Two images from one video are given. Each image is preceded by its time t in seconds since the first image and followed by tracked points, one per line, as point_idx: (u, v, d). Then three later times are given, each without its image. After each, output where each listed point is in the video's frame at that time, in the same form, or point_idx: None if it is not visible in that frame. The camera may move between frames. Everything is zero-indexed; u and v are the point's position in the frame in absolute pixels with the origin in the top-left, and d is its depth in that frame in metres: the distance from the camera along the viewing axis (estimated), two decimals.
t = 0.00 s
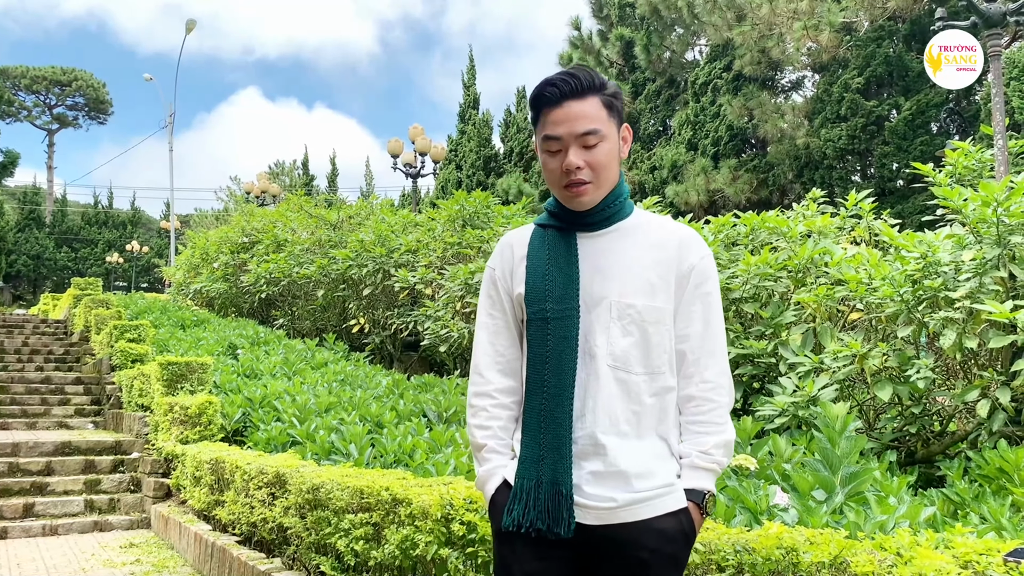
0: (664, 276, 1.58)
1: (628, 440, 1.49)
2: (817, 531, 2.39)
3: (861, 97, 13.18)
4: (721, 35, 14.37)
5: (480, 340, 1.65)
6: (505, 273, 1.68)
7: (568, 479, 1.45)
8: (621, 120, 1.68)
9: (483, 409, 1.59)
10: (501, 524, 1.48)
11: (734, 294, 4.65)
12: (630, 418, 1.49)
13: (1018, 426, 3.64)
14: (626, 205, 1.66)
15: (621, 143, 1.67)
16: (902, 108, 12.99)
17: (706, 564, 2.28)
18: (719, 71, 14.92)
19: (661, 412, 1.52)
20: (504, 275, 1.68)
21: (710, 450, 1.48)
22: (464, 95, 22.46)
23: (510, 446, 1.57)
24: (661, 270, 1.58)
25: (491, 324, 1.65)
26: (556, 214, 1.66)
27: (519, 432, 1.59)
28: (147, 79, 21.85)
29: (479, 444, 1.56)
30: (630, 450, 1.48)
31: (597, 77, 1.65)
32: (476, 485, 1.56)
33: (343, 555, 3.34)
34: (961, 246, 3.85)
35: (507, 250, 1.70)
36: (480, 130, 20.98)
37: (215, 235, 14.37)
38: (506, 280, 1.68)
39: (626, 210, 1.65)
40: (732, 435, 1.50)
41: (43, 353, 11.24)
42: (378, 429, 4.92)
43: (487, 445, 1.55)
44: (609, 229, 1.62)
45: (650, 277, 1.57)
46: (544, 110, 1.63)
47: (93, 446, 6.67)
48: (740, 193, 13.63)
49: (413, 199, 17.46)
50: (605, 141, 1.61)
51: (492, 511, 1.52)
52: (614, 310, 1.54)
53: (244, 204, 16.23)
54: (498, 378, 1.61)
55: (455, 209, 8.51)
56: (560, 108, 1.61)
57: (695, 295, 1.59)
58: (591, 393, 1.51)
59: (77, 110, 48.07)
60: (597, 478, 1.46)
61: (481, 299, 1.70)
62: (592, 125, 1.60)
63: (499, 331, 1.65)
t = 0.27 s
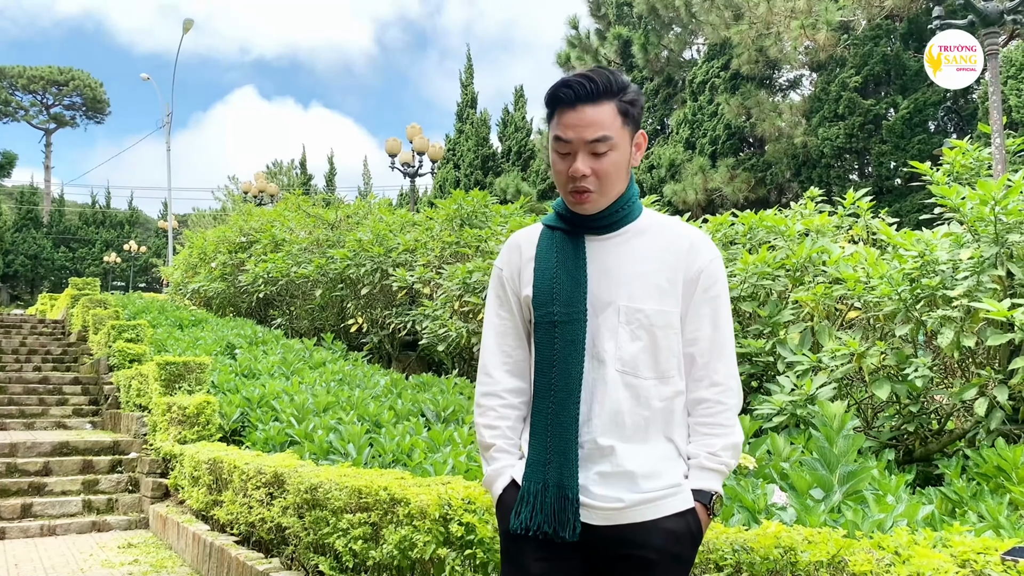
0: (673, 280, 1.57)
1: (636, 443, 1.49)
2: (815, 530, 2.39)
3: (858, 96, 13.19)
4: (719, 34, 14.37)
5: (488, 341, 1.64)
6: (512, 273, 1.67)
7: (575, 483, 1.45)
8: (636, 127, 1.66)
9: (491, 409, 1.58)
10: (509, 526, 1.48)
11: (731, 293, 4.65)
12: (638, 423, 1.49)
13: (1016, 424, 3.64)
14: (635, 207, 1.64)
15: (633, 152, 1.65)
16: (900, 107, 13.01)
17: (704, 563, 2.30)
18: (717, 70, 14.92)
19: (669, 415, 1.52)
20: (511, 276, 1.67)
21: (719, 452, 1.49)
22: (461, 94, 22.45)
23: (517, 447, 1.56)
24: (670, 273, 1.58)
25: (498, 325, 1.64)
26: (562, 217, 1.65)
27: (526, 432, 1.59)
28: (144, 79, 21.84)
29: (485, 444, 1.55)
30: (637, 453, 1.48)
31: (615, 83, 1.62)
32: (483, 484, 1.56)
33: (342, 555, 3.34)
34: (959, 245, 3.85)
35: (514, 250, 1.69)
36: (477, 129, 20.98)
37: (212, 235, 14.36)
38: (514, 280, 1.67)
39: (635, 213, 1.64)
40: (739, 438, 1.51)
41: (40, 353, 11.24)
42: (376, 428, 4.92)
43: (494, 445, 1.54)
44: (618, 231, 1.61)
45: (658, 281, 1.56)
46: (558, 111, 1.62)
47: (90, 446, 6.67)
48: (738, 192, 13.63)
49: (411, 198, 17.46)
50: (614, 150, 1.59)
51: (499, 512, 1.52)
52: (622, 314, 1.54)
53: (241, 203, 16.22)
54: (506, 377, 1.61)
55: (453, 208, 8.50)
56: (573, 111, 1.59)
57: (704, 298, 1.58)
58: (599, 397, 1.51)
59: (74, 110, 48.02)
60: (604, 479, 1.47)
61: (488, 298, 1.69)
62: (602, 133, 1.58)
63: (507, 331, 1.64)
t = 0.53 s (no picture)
0: (678, 283, 1.59)
1: (640, 444, 1.49)
2: (813, 529, 2.40)
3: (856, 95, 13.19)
4: (716, 33, 14.37)
5: (490, 340, 1.63)
6: (515, 274, 1.66)
7: (578, 484, 1.45)
8: (649, 135, 1.65)
9: (494, 408, 1.58)
10: (512, 527, 1.47)
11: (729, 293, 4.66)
12: (644, 425, 1.50)
13: (1014, 423, 3.65)
14: (641, 210, 1.64)
15: (644, 160, 1.64)
16: (897, 106, 13.02)
17: (702, 563, 2.30)
18: (714, 69, 14.93)
19: (673, 417, 1.53)
20: (514, 276, 1.66)
21: (723, 453, 1.50)
22: (459, 94, 22.44)
23: (519, 447, 1.56)
24: (674, 276, 1.59)
25: (501, 325, 1.64)
26: (569, 218, 1.65)
27: (529, 432, 1.59)
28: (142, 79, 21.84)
29: (487, 443, 1.55)
30: (641, 454, 1.48)
31: (633, 90, 1.60)
32: (484, 484, 1.55)
33: (340, 555, 3.34)
34: (956, 244, 3.85)
35: (517, 250, 1.68)
36: (475, 128, 20.98)
37: (210, 235, 14.35)
38: (516, 281, 1.66)
39: (640, 216, 1.64)
40: (742, 439, 1.53)
41: (38, 354, 11.23)
42: (375, 428, 4.92)
43: (496, 444, 1.54)
44: (624, 234, 1.62)
45: (663, 284, 1.58)
46: (573, 114, 1.60)
47: (88, 447, 6.66)
48: (735, 191, 13.63)
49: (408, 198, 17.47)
50: (627, 157, 1.58)
51: (501, 512, 1.52)
52: (627, 316, 1.55)
53: (238, 203, 16.21)
54: (508, 377, 1.60)
55: (451, 208, 8.50)
56: (588, 116, 1.58)
57: (708, 301, 1.60)
58: (603, 398, 1.52)
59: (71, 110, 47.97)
60: (608, 479, 1.47)
61: (491, 298, 1.68)
62: (616, 140, 1.56)
63: (509, 331, 1.63)
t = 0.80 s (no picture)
0: (679, 285, 1.60)
1: (642, 445, 1.50)
2: (810, 529, 2.40)
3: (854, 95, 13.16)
4: (714, 33, 14.38)
5: (487, 339, 1.61)
6: (513, 272, 1.65)
7: (580, 484, 1.45)
8: (658, 143, 1.66)
9: (490, 408, 1.57)
10: (512, 528, 1.47)
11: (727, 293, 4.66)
12: (646, 426, 1.51)
13: (1011, 423, 3.66)
14: (642, 213, 1.65)
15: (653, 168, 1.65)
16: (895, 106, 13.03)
17: (700, 562, 2.30)
18: (712, 69, 14.94)
19: (673, 417, 1.55)
20: (512, 274, 1.64)
21: (722, 452, 1.53)
22: (457, 94, 22.43)
23: (517, 447, 1.55)
24: (675, 279, 1.60)
25: (498, 324, 1.62)
26: (571, 217, 1.64)
27: (526, 431, 1.58)
28: (140, 79, 21.84)
29: (484, 443, 1.54)
30: (642, 454, 1.49)
31: (653, 98, 1.61)
32: (482, 485, 1.54)
33: (338, 555, 3.34)
34: (953, 244, 3.86)
35: (516, 249, 1.66)
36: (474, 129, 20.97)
37: (208, 235, 14.35)
38: (514, 279, 1.64)
39: (641, 218, 1.65)
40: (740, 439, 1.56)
41: (36, 354, 11.22)
42: (373, 428, 4.91)
43: (494, 444, 1.53)
44: (625, 235, 1.62)
45: (666, 286, 1.59)
46: (591, 113, 1.59)
47: (86, 447, 6.66)
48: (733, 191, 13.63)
49: (406, 198, 17.46)
50: (640, 164, 1.59)
51: (499, 513, 1.51)
52: (629, 317, 1.55)
53: (236, 203, 16.20)
54: (505, 376, 1.59)
55: (449, 208, 8.50)
56: (606, 119, 1.57)
57: (708, 304, 1.63)
58: (604, 398, 1.52)
59: (69, 110, 47.89)
60: (609, 479, 1.47)
61: (487, 296, 1.66)
62: (633, 146, 1.56)
63: (507, 330, 1.62)
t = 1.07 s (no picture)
0: (679, 285, 1.61)
1: (643, 444, 1.50)
2: (810, 528, 2.40)
3: (853, 95, 13.19)
4: (713, 33, 14.38)
5: (485, 337, 1.60)
6: (512, 270, 1.63)
7: (582, 484, 1.45)
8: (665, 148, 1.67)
9: (489, 407, 1.55)
10: (513, 529, 1.46)
11: (726, 293, 4.66)
12: (647, 426, 1.51)
13: (1010, 423, 3.66)
14: (642, 214, 1.66)
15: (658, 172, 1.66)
16: (894, 106, 13.04)
17: (700, 562, 2.30)
18: (711, 69, 14.94)
19: (673, 417, 1.55)
20: (511, 272, 1.63)
21: (722, 451, 1.53)
22: (456, 94, 22.43)
23: (515, 446, 1.54)
24: (676, 279, 1.61)
25: (497, 321, 1.61)
26: (574, 215, 1.63)
27: (525, 430, 1.57)
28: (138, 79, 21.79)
29: (482, 442, 1.52)
30: (643, 453, 1.49)
31: (666, 101, 1.62)
32: (480, 485, 1.53)
33: (338, 554, 3.34)
34: (952, 243, 3.86)
35: (515, 246, 1.65)
36: (472, 129, 20.99)
37: (207, 235, 14.34)
38: (513, 277, 1.63)
39: (642, 219, 1.66)
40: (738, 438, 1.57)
41: (34, 354, 11.20)
42: (372, 428, 4.91)
43: (492, 444, 1.52)
44: (625, 234, 1.62)
45: (666, 286, 1.59)
46: (605, 108, 1.59)
47: (85, 447, 6.65)
48: (732, 191, 13.63)
49: (405, 198, 17.45)
50: (647, 163, 1.59)
51: (499, 513, 1.50)
52: (631, 317, 1.55)
53: (235, 204, 16.19)
54: (504, 375, 1.58)
55: (448, 208, 8.50)
56: (619, 115, 1.58)
57: (706, 304, 1.64)
58: (606, 398, 1.52)
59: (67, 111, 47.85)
60: (611, 478, 1.47)
61: (484, 294, 1.64)
62: (644, 145, 1.57)
63: (505, 328, 1.60)
